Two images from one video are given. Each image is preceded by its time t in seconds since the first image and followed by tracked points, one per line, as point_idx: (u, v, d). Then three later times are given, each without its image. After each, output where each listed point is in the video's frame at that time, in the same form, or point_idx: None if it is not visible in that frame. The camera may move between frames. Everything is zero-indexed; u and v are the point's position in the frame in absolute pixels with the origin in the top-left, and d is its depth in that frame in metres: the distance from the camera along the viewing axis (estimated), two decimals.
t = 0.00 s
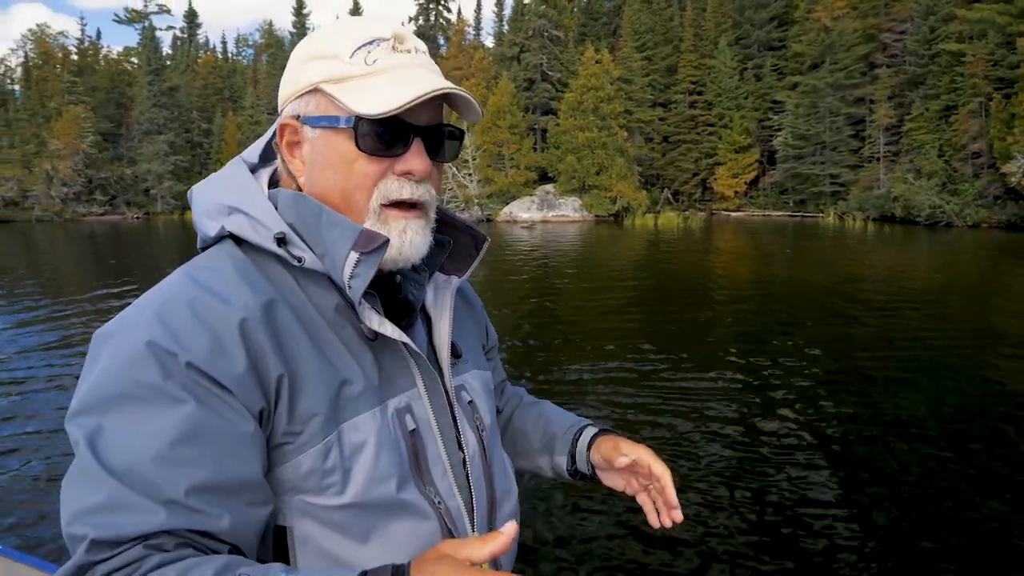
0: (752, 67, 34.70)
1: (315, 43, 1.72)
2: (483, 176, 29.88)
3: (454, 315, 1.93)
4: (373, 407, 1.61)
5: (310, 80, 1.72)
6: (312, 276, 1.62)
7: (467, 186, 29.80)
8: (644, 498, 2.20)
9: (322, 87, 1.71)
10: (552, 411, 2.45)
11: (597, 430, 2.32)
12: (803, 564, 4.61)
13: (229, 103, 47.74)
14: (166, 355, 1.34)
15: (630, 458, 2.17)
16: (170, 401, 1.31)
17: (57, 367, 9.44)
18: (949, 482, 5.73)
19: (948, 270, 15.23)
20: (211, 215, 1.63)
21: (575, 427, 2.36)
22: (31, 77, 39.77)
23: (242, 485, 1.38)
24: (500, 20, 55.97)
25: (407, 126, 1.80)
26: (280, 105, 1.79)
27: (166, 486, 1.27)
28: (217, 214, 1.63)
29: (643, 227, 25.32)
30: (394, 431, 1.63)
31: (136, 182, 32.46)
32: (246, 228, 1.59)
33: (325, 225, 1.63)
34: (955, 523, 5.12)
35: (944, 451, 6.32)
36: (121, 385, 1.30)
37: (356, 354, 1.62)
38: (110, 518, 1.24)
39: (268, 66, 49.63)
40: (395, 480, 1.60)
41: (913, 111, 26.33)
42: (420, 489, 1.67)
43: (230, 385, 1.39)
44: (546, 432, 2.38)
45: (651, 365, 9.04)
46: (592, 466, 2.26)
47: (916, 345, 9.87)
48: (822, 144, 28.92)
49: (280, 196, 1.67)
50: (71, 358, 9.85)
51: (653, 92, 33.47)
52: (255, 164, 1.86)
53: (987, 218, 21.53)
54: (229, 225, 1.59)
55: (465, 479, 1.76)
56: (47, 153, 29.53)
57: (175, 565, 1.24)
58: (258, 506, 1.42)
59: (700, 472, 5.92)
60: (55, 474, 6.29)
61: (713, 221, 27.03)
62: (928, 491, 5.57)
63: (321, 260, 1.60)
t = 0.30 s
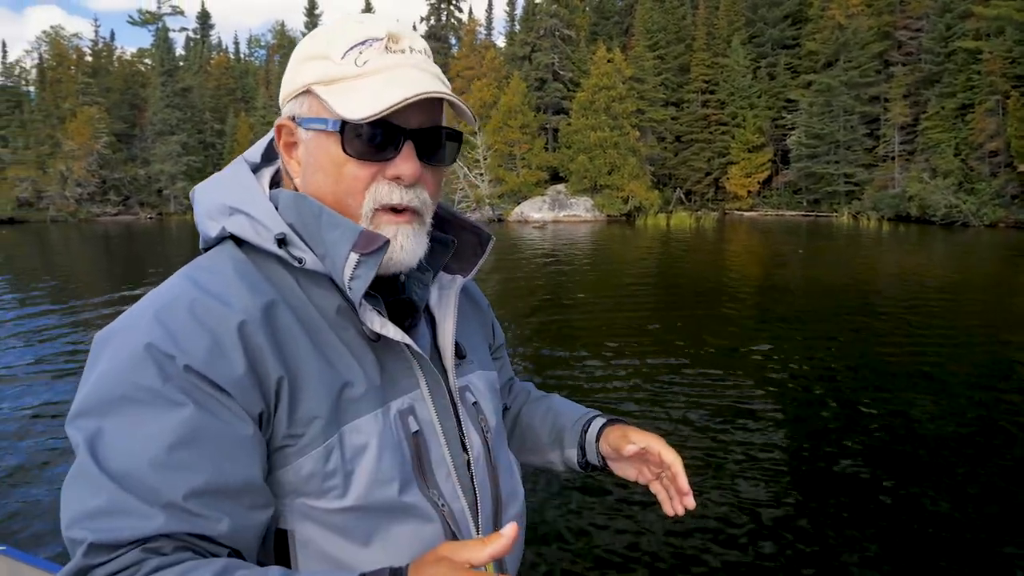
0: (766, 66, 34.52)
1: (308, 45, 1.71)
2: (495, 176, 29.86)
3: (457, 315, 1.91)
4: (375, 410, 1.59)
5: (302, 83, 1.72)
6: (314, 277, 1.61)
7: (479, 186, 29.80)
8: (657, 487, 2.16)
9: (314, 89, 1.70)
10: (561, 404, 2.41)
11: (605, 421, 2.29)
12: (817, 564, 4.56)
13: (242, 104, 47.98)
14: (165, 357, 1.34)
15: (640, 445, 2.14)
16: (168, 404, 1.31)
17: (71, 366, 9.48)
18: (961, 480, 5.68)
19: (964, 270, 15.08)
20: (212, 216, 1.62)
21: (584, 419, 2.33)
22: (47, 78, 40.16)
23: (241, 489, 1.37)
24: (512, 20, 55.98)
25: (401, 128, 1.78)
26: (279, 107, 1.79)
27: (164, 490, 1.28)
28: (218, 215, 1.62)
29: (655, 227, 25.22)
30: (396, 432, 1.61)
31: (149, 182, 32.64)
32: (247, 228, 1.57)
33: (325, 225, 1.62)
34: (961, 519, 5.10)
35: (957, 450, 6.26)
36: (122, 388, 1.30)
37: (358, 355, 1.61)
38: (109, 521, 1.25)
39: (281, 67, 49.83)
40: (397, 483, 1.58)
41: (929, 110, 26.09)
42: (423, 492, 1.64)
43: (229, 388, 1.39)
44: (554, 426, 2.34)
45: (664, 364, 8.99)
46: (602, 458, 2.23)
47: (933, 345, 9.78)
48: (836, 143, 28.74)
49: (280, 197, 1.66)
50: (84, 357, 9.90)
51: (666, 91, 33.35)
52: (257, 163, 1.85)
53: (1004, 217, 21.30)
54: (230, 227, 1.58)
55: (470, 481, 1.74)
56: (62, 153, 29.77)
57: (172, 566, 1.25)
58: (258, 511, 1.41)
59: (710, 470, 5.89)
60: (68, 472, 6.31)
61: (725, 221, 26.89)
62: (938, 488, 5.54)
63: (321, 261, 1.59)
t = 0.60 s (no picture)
0: (777, 64, 34.33)
1: (304, 41, 1.68)
2: (505, 175, 29.79)
3: (456, 314, 1.88)
4: (371, 411, 1.58)
5: (297, 79, 1.68)
6: (311, 278, 1.60)
7: (488, 185, 29.73)
8: (662, 482, 2.13)
9: (308, 87, 1.68)
10: (563, 400, 2.37)
11: (607, 416, 2.25)
12: None
13: (252, 104, 48.10)
14: (158, 360, 1.34)
15: (642, 441, 2.10)
16: (162, 408, 1.31)
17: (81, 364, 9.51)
18: (970, 489, 5.64)
19: (979, 271, 14.89)
20: (206, 216, 1.60)
21: (586, 414, 2.30)
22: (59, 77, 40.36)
23: (236, 491, 1.37)
24: (522, 19, 55.88)
25: (398, 126, 1.75)
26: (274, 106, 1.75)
27: (159, 496, 1.28)
28: (213, 214, 1.60)
29: (666, 227, 25.07)
30: (393, 434, 1.60)
31: (160, 181, 32.73)
32: (241, 228, 1.55)
33: (321, 224, 1.59)
34: (970, 530, 5.07)
35: (968, 457, 6.20)
36: (114, 390, 1.30)
37: (355, 358, 1.60)
38: (102, 527, 1.25)
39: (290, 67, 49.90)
40: (393, 487, 1.57)
41: (942, 109, 25.89)
42: (421, 495, 1.63)
43: (224, 392, 1.39)
44: (554, 422, 2.30)
45: (674, 364, 8.94)
46: (604, 453, 2.19)
47: (945, 345, 9.72)
48: (848, 142, 28.56)
49: (277, 196, 1.63)
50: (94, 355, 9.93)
51: (676, 89, 33.20)
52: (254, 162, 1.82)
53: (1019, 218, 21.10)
54: (224, 227, 1.57)
55: (469, 483, 1.72)
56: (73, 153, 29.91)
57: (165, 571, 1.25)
58: (254, 515, 1.41)
59: (718, 475, 5.85)
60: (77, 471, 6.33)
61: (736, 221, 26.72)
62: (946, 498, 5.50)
63: (317, 262, 1.57)
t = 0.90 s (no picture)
0: (789, 62, 34.14)
1: (310, 38, 1.65)
2: (514, 174, 29.73)
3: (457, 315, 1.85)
4: (371, 415, 1.55)
5: (310, 77, 1.65)
6: (310, 281, 1.57)
7: (498, 184, 29.67)
8: (663, 475, 2.09)
9: (322, 85, 1.64)
10: (563, 396, 2.34)
11: (607, 411, 2.21)
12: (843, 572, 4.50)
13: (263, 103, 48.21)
14: (156, 364, 1.31)
15: (641, 435, 2.06)
16: (159, 413, 1.29)
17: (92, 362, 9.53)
18: (981, 484, 5.60)
19: (994, 270, 14.70)
20: (204, 218, 1.58)
21: (587, 409, 2.26)
22: (71, 77, 40.58)
23: (234, 496, 1.34)
24: (532, 18, 55.76)
25: (414, 126, 1.73)
26: (276, 105, 1.71)
27: (156, 501, 1.26)
28: (210, 216, 1.58)
29: (676, 226, 24.91)
30: (392, 437, 1.57)
31: (171, 180, 32.86)
32: (239, 230, 1.53)
33: (320, 225, 1.56)
34: (987, 527, 5.00)
35: (980, 453, 6.14)
36: (111, 395, 1.28)
37: (354, 360, 1.57)
38: (99, 533, 1.23)
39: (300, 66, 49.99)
40: (393, 490, 1.55)
41: (957, 106, 25.64)
42: (421, 498, 1.60)
43: (221, 397, 1.36)
44: (554, 418, 2.27)
45: (684, 363, 8.89)
46: (605, 448, 2.16)
47: (961, 344, 9.61)
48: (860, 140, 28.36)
49: (276, 197, 1.60)
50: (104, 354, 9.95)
51: (687, 87, 33.05)
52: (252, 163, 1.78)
53: None
54: (222, 229, 1.54)
55: (469, 486, 1.69)
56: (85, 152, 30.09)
57: None
58: (252, 521, 1.38)
59: (727, 473, 5.80)
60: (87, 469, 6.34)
61: (747, 219, 26.56)
62: (957, 494, 5.45)
63: (317, 264, 1.55)
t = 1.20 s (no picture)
0: (801, 60, 33.95)
1: (332, 36, 1.62)
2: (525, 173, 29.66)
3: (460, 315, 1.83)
4: (379, 412, 1.52)
5: (342, 74, 1.61)
6: (317, 278, 1.54)
7: (508, 183, 29.60)
8: (655, 472, 2.04)
9: (361, 84, 1.61)
10: (559, 394, 2.30)
11: (604, 409, 2.18)
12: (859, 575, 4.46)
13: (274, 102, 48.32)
14: (169, 359, 1.29)
15: (639, 432, 2.03)
16: (173, 409, 1.26)
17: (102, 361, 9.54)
18: (995, 487, 5.53)
19: (1011, 270, 14.54)
20: (210, 215, 1.55)
21: (584, 408, 2.22)
22: (85, 77, 40.82)
23: (247, 492, 1.32)
24: (542, 16, 55.63)
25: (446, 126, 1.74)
26: (291, 100, 1.67)
27: (171, 496, 1.23)
28: (217, 214, 1.55)
29: (687, 225, 24.76)
30: (400, 434, 1.54)
31: (182, 179, 32.97)
32: (247, 228, 1.50)
33: (330, 225, 1.54)
34: (1005, 530, 4.96)
35: (993, 455, 6.08)
36: (123, 391, 1.25)
37: (363, 357, 1.54)
38: (115, 529, 1.20)
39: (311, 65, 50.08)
40: (401, 487, 1.52)
41: (972, 105, 25.40)
42: (428, 495, 1.57)
43: (234, 393, 1.33)
44: (552, 417, 2.23)
45: (692, 363, 8.82)
46: (603, 446, 2.13)
47: (976, 344, 9.50)
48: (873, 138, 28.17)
49: (284, 196, 1.57)
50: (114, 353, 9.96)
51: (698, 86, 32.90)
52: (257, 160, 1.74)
53: None
54: (230, 226, 1.51)
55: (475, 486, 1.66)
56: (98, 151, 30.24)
57: (181, 570, 1.20)
58: (265, 518, 1.35)
59: (736, 474, 5.76)
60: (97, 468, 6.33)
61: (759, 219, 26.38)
62: (974, 497, 5.40)
63: (325, 262, 1.52)
